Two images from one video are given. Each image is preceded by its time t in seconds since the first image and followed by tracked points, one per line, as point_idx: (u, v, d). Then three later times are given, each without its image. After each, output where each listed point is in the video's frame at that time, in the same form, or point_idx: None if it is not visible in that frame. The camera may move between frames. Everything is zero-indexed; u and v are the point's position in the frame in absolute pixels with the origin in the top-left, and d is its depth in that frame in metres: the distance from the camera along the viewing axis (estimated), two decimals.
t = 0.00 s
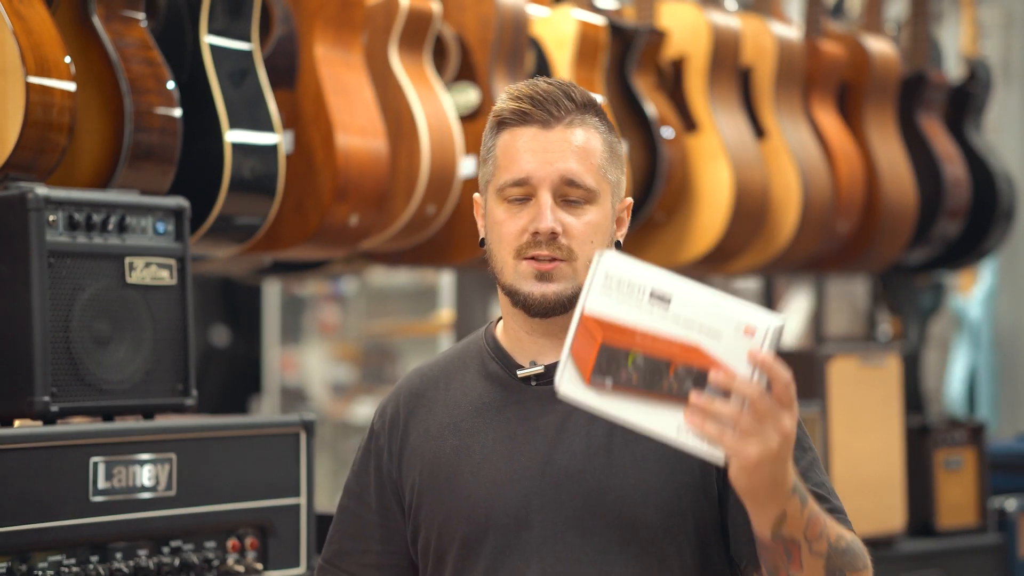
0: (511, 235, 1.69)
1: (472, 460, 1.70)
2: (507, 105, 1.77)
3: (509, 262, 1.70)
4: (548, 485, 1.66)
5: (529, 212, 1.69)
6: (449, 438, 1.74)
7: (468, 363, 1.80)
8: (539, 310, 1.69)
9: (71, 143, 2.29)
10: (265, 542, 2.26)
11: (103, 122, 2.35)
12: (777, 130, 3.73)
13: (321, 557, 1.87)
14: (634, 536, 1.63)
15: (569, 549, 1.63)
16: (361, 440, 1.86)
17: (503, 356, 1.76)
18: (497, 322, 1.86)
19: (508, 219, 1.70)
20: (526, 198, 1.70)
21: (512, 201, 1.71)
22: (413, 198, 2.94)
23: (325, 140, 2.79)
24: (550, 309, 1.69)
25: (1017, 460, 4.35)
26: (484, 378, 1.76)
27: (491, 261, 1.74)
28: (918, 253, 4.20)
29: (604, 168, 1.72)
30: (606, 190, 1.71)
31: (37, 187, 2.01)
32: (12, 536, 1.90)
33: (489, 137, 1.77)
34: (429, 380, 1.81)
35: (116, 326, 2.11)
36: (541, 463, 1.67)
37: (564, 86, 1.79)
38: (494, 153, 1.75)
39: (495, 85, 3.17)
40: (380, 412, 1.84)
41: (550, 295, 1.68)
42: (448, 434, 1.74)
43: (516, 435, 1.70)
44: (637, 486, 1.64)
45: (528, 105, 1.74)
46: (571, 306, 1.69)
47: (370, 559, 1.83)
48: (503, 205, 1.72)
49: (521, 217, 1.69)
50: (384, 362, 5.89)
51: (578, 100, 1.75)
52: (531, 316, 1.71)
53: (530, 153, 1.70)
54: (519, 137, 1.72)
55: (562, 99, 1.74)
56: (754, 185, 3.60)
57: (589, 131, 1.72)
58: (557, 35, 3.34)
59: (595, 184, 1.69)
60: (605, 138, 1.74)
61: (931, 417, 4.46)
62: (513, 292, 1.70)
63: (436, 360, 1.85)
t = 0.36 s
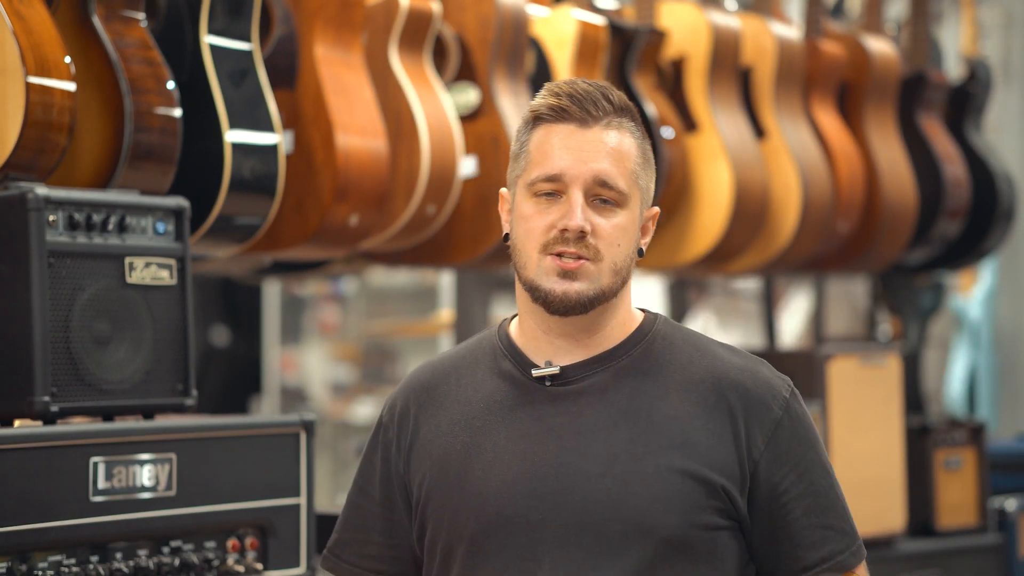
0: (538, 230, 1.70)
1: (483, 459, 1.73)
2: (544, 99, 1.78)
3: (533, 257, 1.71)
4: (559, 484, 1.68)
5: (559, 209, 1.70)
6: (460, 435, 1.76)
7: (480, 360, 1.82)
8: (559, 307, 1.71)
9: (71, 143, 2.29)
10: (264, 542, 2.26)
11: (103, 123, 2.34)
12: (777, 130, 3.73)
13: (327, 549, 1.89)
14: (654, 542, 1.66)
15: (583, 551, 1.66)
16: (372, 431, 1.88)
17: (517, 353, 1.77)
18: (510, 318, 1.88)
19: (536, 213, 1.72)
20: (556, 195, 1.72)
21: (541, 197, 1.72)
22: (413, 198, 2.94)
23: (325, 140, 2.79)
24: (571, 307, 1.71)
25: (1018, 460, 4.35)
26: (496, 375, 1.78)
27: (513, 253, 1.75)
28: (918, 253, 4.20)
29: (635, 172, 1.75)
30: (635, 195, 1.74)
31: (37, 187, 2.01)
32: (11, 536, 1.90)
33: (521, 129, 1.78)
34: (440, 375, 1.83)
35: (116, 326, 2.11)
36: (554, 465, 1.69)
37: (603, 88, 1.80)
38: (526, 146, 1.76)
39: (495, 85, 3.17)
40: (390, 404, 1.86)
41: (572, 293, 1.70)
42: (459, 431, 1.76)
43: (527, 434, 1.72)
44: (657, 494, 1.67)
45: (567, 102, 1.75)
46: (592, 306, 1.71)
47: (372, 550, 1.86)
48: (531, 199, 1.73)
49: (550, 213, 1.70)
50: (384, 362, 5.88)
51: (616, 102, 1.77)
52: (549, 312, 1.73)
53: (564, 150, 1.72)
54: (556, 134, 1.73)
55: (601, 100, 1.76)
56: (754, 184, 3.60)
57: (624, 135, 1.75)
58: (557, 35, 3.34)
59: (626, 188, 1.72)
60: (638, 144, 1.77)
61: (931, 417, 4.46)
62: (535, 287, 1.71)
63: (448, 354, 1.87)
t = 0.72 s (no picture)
0: (571, 224, 1.76)
1: (496, 454, 1.78)
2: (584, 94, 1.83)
3: (563, 251, 1.77)
4: (569, 480, 1.73)
5: (592, 206, 1.76)
6: (472, 429, 1.81)
7: (492, 355, 1.87)
8: (586, 302, 1.76)
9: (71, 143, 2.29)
10: (264, 542, 2.26)
11: (103, 123, 2.35)
12: (777, 130, 3.73)
13: (335, 541, 1.93)
14: (661, 539, 1.70)
15: (591, 548, 1.71)
16: (382, 423, 1.93)
17: (530, 349, 1.83)
18: (521, 314, 1.93)
19: (568, 208, 1.77)
20: (590, 190, 1.77)
21: (575, 191, 1.77)
22: (413, 198, 2.94)
23: (325, 140, 2.79)
24: (597, 302, 1.76)
25: (1018, 460, 4.34)
26: (508, 371, 1.84)
27: (541, 246, 1.80)
28: (918, 253, 4.20)
29: (667, 173, 1.80)
30: (665, 196, 1.80)
31: (37, 187, 2.01)
32: (11, 536, 1.90)
33: (558, 121, 1.83)
34: (452, 369, 1.88)
35: (116, 326, 2.11)
36: (564, 461, 1.74)
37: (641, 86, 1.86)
38: (563, 139, 1.81)
39: (494, 85, 3.17)
40: (400, 396, 1.90)
41: (598, 289, 1.75)
42: (471, 425, 1.81)
43: (540, 429, 1.77)
44: (664, 490, 1.71)
45: (607, 98, 1.81)
46: (618, 303, 1.77)
47: (380, 543, 1.90)
48: (564, 193, 1.78)
49: (584, 209, 1.76)
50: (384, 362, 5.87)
51: (653, 103, 1.82)
52: (575, 307, 1.78)
53: (603, 147, 1.77)
54: (594, 129, 1.79)
55: (640, 99, 1.81)
56: (754, 184, 3.60)
57: (659, 135, 1.80)
58: (557, 35, 3.34)
59: (659, 189, 1.78)
60: (671, 144, 1.82)
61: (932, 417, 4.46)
62: (562, 281, 1.77)
63: (459, 349, 1.92)
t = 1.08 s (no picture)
0: (580, 231, 1.76)
1: (510, 456, 1.78)
2: (590, 97, 1.85)
3: (574, 259, 1.77)
4: (585, 484, 1.74)
5: (601, 212, 1.76)
6: (485, 431, 1.81)
7: (502, 355, 1.87)
8: (597, 309, 1.76)
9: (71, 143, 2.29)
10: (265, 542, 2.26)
11: (103, 123, 2.35)
12: (776, 130, 3.74)
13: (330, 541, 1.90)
14: (678, 542, 1.72)
15: (607, 552, 1.71)
16: (384, 421, 1.91)
17: (540, 350, 1.83)
18: (528, 314, 1.94)
19: (577, 215, 1.78)
20: (599, 196, 1.78)
21: (584, 198, 1.78)
22: (413, 198, 2.94)
23: (325, 140, 2.79)
24: (609, 311, 1.76)
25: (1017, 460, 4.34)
26: (519, 373, 1.84)
27: (550, 253, 1.80)
28: (918, 253, 4.20)
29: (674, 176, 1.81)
30: (673, 201, 1.80)
31: (37, 187, 2.01)
32: (11, 536, 1.90)
33: (563, 126, 1.85)
34: (461, 368, 1.88)
35: (116, 326, 2.11)
36: (580, 464, 1.75)
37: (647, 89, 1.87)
38: (570, 143, 1.82)
39: (495, 85, 3.17)
40: (405, 392, 1.89)
41: (611, 296, 1.74)
42: (484, 427, 1.81)
43: (554, 432, 1.78)
44: (681, 493, 1.73)
45: (614, 103, 1.82)
46: (629, 310, 1.76)
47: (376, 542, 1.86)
48: (573, 199, 1.79)
49: (594, 215, 1.76)
50: (383, 362, 5.90)
51: (659, 105, 1.84)
52: (585, 315, 1.77)
53: (611, 152, 1.78)
54: (601, 134, 1.80)
55: (647, 103, 1.83)
56: (754, 184, 3.60)
57: (666, 138, 1.82)
58: (557, 35, 3.34)
59: (668, 193, 1.78)
60: (677, 147, 1.84)
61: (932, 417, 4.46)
62: (573, 288, 1.76)
63: (465, 347, 1.92)
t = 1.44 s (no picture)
0: (606, 230, 1.76)
1: (530, 453, 1.80)
2: (614, 98, 1.84)
3: (598, 257, 1.77)
4: (604, 482, 1.77)
5: (627, 211, 1.76)
6: (503, 428, 1.83)
7: (516, 349, 1.88)
8: (619, 308, 1.77)
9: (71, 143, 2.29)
10: (265, 542, 2.26)
11: (103, 123, 2.35)
12: (776, 130, 3.74)
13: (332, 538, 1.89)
14: (692, 541, 1.77)
15: (627, 551, 1.75)
16: (389, 406, 1.89)
17: (556, 345, 1.85)
18: (539, 306, 1.95)
19: (602, 213, 1.78)
20: (624, 195, 1.78)
21: (609, 196, 1.78)
22: (413, 197, 2.94)
23: (325, 140, 2.79)
24: (633, 309, 1.77)
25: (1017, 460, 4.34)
26: (535, 368, 1.85)
27: (572, 251, 1.81)
28: (918, 253, 4.20)
29: (695, 176, 1.82)
30: (694, 202, 1.82)
31: (37, 187, 2.01)
32: (11, 536, 1.90)
33: (586, 125, 1.84)
34: (473, 360, 1.88)
35: (116, 326, 2.11)
36: (599, 463, 1.78)
37: (667, 90, 1.87)
38: (593, 143, 1.82)
39: (495, 85, 3.17)
40: (415, 380, 1.88)
41: (635, 295, 1.76)
42: (501, 424, 1.83)
43: (573, 432, 1.80)
44: (694, 490, 1.78)
45: (639, 103, 1.82)
46: (651, 309, 1.78)
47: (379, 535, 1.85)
48: (597, 197, 1.79)
49: (619, 214, 1.76)
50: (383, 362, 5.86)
51: (682, 106, 1.84)
52: (608, 313, 1.79)
53: (636, 151, 1.78)
54: (627, 134, 1.80)
55: (670, 104, 1.83)
56: (754, 184, 3.60)
57: (689, 139, 1.82)
58: (557, 35, 3.34)
59: (690, 194, 1.80)
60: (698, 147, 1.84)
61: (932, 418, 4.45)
62: (596, 286, 1.77)
63: (475, 336, 1.92)
